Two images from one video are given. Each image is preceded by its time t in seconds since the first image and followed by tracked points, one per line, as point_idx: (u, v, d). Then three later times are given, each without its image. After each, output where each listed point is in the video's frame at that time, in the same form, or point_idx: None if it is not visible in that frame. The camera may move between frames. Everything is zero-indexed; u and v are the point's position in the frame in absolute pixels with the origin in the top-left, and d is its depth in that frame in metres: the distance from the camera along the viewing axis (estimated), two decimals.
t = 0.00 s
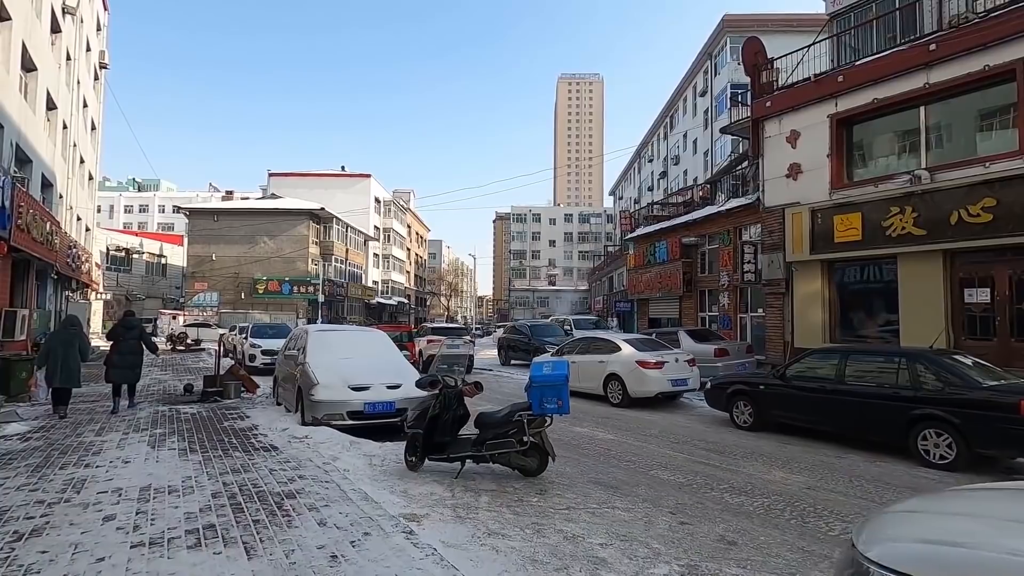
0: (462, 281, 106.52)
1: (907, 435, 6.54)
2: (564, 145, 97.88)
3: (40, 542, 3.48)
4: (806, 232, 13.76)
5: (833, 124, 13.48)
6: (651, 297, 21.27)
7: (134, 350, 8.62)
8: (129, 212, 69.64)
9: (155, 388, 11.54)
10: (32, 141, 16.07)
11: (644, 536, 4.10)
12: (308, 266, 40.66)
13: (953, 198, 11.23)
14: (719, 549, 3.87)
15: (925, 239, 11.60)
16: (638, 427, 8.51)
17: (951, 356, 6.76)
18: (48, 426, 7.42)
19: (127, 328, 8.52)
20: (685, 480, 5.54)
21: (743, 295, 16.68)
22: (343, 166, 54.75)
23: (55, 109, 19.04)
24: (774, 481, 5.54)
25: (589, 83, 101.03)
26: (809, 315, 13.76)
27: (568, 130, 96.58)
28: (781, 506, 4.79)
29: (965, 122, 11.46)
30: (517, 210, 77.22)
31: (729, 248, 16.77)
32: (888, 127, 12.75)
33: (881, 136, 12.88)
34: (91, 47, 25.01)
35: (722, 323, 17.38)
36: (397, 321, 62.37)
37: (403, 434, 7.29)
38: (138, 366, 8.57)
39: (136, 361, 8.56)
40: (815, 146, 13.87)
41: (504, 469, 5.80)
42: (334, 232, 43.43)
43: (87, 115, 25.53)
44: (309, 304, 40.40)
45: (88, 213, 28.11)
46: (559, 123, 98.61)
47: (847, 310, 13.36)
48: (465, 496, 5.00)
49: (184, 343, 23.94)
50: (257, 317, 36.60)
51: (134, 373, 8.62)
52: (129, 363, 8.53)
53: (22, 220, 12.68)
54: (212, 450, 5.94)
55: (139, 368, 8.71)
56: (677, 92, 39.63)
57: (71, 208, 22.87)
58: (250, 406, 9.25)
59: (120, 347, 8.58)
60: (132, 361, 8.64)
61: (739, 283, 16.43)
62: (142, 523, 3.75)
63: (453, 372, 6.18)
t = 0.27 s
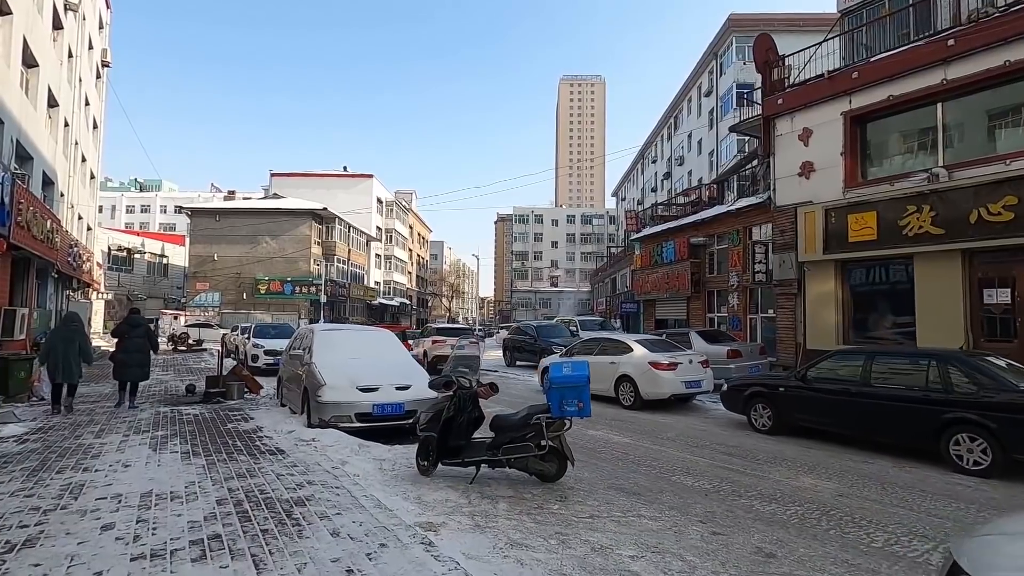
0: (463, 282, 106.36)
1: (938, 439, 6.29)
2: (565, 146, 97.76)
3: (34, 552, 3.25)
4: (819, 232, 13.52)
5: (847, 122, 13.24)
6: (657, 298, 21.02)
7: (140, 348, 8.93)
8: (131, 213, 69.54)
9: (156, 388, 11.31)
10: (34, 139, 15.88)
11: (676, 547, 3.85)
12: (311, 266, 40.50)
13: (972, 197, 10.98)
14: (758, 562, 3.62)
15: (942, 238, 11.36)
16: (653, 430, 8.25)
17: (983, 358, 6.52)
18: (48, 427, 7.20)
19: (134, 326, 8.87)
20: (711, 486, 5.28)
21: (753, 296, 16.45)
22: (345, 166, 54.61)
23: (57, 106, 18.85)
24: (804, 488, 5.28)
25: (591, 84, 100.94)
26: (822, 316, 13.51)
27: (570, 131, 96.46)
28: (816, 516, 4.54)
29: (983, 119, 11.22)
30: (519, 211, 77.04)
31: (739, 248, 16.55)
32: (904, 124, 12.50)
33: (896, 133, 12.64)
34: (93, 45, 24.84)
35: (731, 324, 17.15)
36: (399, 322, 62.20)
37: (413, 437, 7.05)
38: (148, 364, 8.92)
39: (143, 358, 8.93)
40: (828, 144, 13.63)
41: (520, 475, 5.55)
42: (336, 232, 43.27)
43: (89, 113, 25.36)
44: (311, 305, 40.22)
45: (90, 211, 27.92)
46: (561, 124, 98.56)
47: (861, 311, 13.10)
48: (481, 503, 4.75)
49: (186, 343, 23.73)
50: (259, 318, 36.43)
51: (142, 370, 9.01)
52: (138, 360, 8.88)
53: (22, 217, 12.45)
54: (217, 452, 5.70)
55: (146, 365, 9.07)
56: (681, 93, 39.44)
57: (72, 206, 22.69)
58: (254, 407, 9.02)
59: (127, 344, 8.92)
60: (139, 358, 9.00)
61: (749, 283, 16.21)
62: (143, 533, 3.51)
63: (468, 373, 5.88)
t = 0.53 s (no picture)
0: (466, 283, 106.08)
1: (974, 449, 6.02)
2: (568, 147, 97.50)
3: None
4: (835, 232, 13.23)
5: (863, 120, 12.96)
6: (665, 299, 20.74)
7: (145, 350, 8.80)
8: (134, 213, 69.51)
9: (159, 391, 11.07)
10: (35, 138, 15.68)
11: (712, 568, 3.59)
12: (314, 267, 40.30)
13: (994, 196, 10.68)
14: None
15: (963, 239, 11.07)
16: (671, 436, 7.98)
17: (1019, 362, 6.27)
18: (46, 433, 6.97)
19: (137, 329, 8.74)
20: (740, 499, 5.02)
21: (764, 297, 16.17)
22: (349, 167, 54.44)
23: (59, 105, 18.66)
24: (839, 501, 5.01)
25: (595, 85, 100.70)
26: (837, 318, 13.21)
27: (573, 132, 96.22)
28: (857, 532, 4.27)
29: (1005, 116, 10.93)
30: (522, 212, 76.78)
31: (750, 250, 16.28)
32: (922, 123, 12.22)
33: (914, 131, 12.35)
34: (97, 44, 24.67)
35: (742, 326, 16.87)
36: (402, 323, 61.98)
37: (424, 444, 6.79)
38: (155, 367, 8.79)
39: (149, 361, 8.78)
40: (843, 143, 13.35)
41: (538, 486, 5.29)
42: (340, 233, 43.08)
43: (92, 113, 25.19)
44: (315, 306, 40.01)
45: (93, 211, 27.74)
46: (564, 125, 98.33)
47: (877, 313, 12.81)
48: (500, 517, 4.49)
49: (189, 344, 23.53)
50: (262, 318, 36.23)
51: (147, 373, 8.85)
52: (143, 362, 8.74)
53: (22, 217, 12.25)
54: (221, 461, 5.46)
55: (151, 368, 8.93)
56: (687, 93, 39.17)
57: (74, 206, 22.49)
58: (259, 411, 8.79)
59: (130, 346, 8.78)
60: (145, 361, 8.86)
61: (761, 285, 15.94)
62: (142, 553, 3.26)
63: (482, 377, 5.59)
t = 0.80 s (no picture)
0: (467, 284, 105.82)
1: (1008, 456, 5.74)
2: (570, 148, 97.31)
3: None
4: (847, 232, 12.96)
5: (876, 117, 12.70)
6: (671, 300, 20.48)
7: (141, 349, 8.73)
8: (134, 213, 69.34)
9: (157, 392, 10.82)
10: (33, 135, 15.45)
11: None
12: (315, 267, 40.05)
13: (1013, 194, 10.41)
14: None
15: (981, 238, 10.79)
16: (686, 441, 7.71)
17: None
18: (39, 436, 6.70)
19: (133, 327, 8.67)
20: (768, 509, 4.74)
21: (774, 298, 15.92)
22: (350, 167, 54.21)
23: (58, 102, 18.44)
24: (872, 512, 4.74)
25: (596, 86, 100.52)
26: (850, 319, 12.94)
27: (574, 132, 96.01)
28: (898, 547, 3.99)
29: None
30: (524, 213, 76.52)
31: (759, 250, 16.04)
32: (938, 120, 11.95)
33: (929, 129, 12.08)
34: (97, 41, 24.45)
35: (751, 327, 16.62)
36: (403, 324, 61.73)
37: (431, 449, 6.53)
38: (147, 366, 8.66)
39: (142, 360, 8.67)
40: (856, 141, 13.09)
41: (554, 495, 5.01)
42: (341, 233, 42.86)
43: (92, 111, 24.98)
44: (315, 306, 39.75)
45: (93, 210, 27.52)
46: (565, 126, 98.14)
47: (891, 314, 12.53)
48: (516, 529, 4.22)
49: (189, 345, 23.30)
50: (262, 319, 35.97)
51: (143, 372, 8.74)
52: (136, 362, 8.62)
53: (19, 215, 12.03)
54: (220, 468, 5.18)
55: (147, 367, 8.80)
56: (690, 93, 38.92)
57: (73, 205, 22.27)
58: (260, 414, 8.53)
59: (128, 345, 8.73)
60: (140, 360, 8.75)
61: (771, 285, 15.69)
62: (132, 572, 3.00)
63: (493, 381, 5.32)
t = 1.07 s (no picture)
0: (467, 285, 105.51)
1: None
2: (569, 149, 97.11)
3: None
4: (858, 233, 12.73)
5: (887, 117, 12.46)
6: (675, 303, 20.24)
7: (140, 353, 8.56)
8: (132, 213, 69.01)
9: (154, 397, 10.55)
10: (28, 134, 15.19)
11: None
12: (314, 269, 39.78)
13: None
14: None
15: (996, 240, 10.55)
16: (699, 449, 7.46)
17: None
18: (29, 445, 6.44)
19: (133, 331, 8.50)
20: (796, 526, 4.49)
21: (781, 301, 15.71)
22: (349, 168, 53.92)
23: (54, 101, 18.16)
24: (906, 529, 4.49)
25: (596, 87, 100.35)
26: (860, 322, 12.71)
27: (574, 134, 95.81)
28: (940, 569, 3.75)
29: None
30: (524, 214, 76.28)
31: (767, 252, 15.84)
32: (951, 119, 11.72)
33: (942, 129, 11.84)
34: (94, 40, 24.18)
35: (758, 330, 16.41)
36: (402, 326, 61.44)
37: (437, 459, 6.27)
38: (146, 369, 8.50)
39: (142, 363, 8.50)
40: (867, 141, 12.85)
41: (569, 510, 4.76)
42: (341, 234, 42.60)
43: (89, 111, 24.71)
44: (315, 307, 39.48)
45: (90, 211, 27.24)
46: (565, 127, 97.96)
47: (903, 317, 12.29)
48: (531, 548, 3.97)
49: (187, 347, 23.01)
50: (261, 320, 35.69)
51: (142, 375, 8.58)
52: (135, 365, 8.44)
53: (13, 215, 11.78)
54: (216, 481, 4.92)
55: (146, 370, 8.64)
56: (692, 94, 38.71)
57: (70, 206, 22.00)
58: (260, 420, 8.28)
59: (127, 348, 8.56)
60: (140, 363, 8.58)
61: (778, 288, 15.48)
62: None
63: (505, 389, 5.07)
